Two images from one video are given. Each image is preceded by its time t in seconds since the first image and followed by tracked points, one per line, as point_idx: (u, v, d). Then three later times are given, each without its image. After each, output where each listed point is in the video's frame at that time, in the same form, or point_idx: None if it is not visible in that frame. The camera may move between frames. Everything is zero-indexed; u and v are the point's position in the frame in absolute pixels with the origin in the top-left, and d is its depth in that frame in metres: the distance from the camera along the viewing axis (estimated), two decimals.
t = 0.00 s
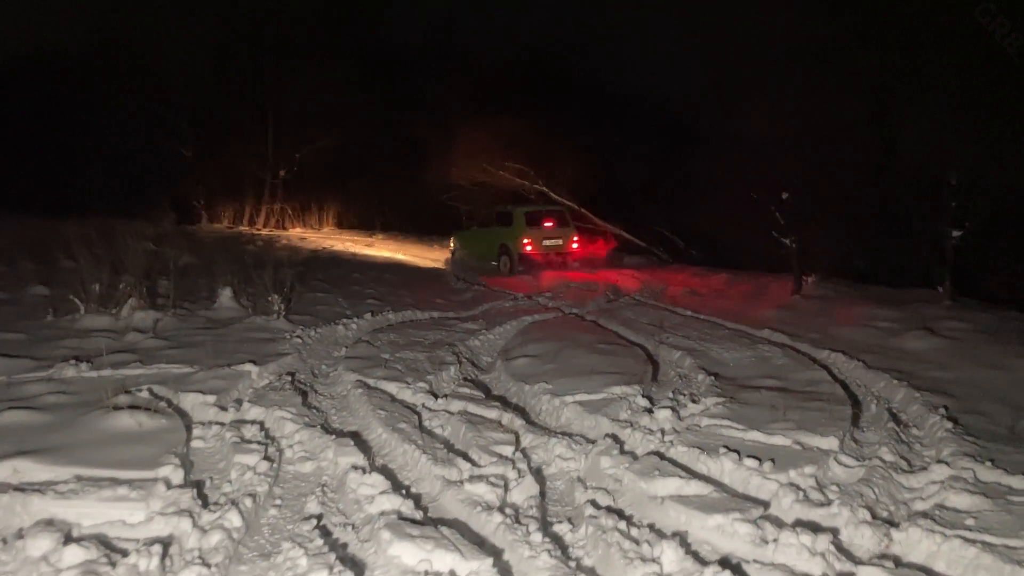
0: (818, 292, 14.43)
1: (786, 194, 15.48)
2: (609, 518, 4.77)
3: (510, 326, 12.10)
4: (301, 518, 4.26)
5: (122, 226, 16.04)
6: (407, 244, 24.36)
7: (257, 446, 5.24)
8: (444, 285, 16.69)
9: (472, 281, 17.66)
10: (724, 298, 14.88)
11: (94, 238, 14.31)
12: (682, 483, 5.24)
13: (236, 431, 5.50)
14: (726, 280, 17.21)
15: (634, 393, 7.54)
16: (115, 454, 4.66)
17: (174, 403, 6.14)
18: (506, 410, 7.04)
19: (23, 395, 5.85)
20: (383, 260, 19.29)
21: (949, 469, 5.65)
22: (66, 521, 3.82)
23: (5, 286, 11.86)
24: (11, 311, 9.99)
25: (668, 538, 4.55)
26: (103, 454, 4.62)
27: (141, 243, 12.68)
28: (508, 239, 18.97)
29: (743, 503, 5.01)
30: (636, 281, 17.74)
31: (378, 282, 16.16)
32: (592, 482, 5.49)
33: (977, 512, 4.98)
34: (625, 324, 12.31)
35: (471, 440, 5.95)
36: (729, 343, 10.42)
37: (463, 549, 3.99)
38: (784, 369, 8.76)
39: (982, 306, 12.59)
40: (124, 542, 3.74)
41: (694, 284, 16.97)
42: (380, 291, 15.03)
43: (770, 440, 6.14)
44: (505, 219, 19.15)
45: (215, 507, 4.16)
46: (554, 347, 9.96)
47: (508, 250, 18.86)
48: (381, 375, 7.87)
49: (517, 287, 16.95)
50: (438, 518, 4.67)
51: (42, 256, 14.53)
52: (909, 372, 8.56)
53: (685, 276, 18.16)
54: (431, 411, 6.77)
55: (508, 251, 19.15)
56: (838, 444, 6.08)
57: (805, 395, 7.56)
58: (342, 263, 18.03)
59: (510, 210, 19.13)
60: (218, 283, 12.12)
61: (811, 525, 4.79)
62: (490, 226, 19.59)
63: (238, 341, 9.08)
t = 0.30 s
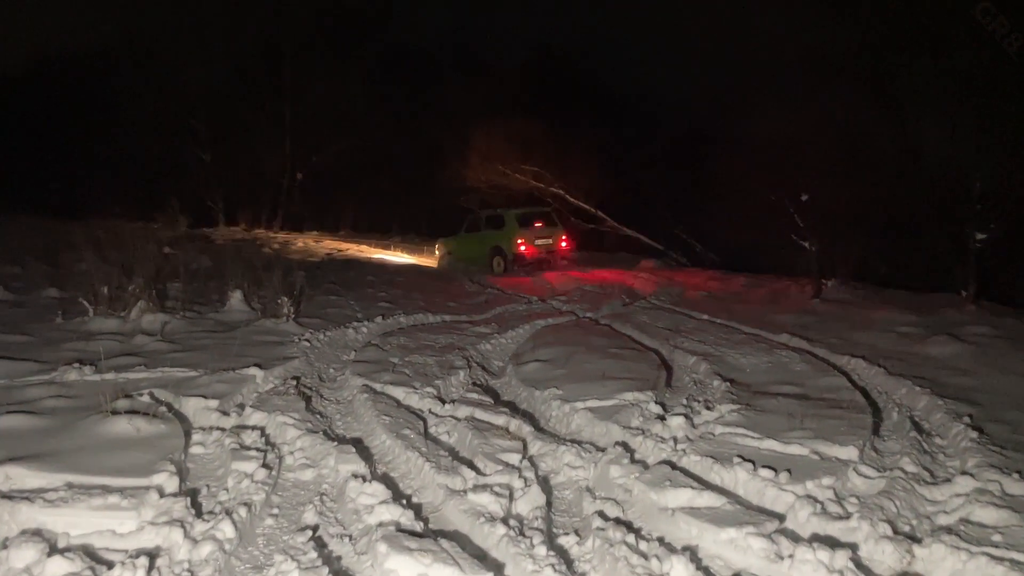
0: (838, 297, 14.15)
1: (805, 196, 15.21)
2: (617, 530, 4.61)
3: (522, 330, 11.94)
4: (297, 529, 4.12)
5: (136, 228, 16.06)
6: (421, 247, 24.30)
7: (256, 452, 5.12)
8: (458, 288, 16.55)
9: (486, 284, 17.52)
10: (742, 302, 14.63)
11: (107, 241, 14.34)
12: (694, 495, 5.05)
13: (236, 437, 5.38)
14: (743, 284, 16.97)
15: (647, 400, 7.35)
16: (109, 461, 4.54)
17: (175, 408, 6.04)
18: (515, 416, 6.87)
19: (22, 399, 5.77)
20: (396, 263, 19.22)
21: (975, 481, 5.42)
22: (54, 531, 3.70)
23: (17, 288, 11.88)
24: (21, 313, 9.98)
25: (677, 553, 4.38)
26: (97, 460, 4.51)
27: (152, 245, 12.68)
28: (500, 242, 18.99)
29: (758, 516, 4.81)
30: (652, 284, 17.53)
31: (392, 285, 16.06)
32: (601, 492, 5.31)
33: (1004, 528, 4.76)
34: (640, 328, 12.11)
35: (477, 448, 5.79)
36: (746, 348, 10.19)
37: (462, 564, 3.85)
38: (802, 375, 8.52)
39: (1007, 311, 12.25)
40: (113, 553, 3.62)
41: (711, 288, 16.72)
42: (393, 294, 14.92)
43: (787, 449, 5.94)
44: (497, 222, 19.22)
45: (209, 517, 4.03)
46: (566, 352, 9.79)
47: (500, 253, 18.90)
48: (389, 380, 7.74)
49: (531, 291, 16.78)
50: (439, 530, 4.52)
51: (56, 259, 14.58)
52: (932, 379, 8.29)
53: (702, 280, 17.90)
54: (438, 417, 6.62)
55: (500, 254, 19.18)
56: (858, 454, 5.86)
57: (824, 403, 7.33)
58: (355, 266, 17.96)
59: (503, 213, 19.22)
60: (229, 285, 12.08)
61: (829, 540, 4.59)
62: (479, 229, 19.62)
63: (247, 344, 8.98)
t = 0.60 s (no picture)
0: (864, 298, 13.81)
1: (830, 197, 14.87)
2: (630, 540, 4.41)
3: (540, 332, 11.75)
4: (293, 537, 3.96)
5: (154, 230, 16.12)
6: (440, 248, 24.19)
7: (258, 456, 4.98)
8: (476, 289, 16.40)
9: (504, 284, 17.35)
10: (765, 304, 14.31)
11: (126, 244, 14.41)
12: (710, 504, 4.84)
13: (238, 440, 5.25)
14: (766, 285, 16.64)
15: (664, 404, 7.12)
16: (107, 463, 4.43)
17: (180, 409, 5.94)
18: (527, 420, 6.69)
19: (27, 399, 5.69)
20: (415, 264, 19.12)
21: (1009, 492, 5.14)
22: (41, 538, 3.58)
23: (35, 288, 11.93)
24: (37, 312, 9.99)
25: (694, 567, 4.17)
26: (96, 463, 4.40)
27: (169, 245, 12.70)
28: (501, 238, 18.88)
29: (778, 528, 4.58)
30: (674, 285, 17.27)
31: (409, 285, 15.95)
32: (614, 500, 5.10)
33: None
34: (659, 330, 11.88)
35: (487, 452, 5.62)
36: (769, 351, 9.91)
37: (463, 573, 3.70)
38: (826, 379, 8.24)
39: None
40: (100, 560, 3.48)
41: (735, 289, 16.41)
42: (411, 294, 14.81)
43: (809, 456, 5.69)
44: (497, 220, 19.17)
45: (204, 523, 3.88)
46: (582, 353, 9.60)
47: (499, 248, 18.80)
48: (399, 382, 7.59)
49: (549, 291, 16.57)
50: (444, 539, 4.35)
51: (75, 258, 14.66)
52: (962, 384, 7.98)
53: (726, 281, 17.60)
54: (448, 420, 6.47)
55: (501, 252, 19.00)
56: (884, 462, 5.59)
57: (848, 408, 7.07)
58: (373, 266, 17.88)
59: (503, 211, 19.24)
60: (245, 285, 12.05)
61: (853, 554, 4.35)
62: (478, 226, 19.57)
63: (259, 344, 8.89)
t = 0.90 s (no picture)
0: (893, 301, 13.47)
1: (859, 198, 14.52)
2: (642, 556, 4.24)
3: (559, 334, 11.57)
4: (290, 549, 3.84)
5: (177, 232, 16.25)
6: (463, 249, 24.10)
7: (261, 463, 4.88)
8: (497, 290, 16.29)
9: (526, 285, 17.23)
10: (792, 307, 14.02)
11: (149, 249, 14.52)
12: (727, 518, 4.64)
13: (243, 445, 5.16)
14: (793, 288, 16.33)
15: (683, 410, 6.91)
16: (106, 468, 4.36)
17: (188, 412, 5.86)
18: (541, 426, 6.52)
19: (35, 400, 5.65)
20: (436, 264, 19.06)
21: None
22: (32, 547, 3.49)
23: (57, 289, 12.05)
24: (58, 312, 10.06)
25: None
26: (96, 469, 4.32)
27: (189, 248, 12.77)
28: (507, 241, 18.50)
29: (798, 545, 4.37)
30: (698, 287, 17.01)
31: (430, 286, 15.90)
32: (628, 511, 4.92)
33: None
34: (681, 333, 11.65)
35: (497, 460, 5.46)
36: (794, 356, 9.64)
37: None
38: (853, 386, 7.97)
39: None
40: (92, 571, 3.38)
41: (760, 292, 16.12)
42: (431, 296, 14.74)
43: (833, 468, 5.47)
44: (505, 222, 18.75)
45: (201, 533, 3.77)
46: (601, 357, 9.41)
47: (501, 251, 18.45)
48: (412, 385, 7.46)
49: (572, 292, 16.40)
50: (448, 551, 4.20)
51: (99, 260, 14.80)
52: (996, 391, 7.67)
53: (751, 283, 17.29)
54: (460, 424, 6.34)
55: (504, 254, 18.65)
56: (913, 474, 5.34)
57: (875, 416, 6.80)
58: (394, 267, 17.85)
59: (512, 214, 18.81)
60: (264, 286, 12.06)
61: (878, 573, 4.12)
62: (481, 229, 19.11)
63: (275, 346, 8.86)
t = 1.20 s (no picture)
0: (926, 302, 13.12)
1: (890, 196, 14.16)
2: (650, 564, 4.11)
3: (580, 334, 11.43)
4: (287, 552, 3.78)
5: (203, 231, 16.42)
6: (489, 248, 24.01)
7: (266, 463, 4.85)
8: (521, 289, 16.18)
9: (550, 284, 17.10)
10: (821, 307, 13.71)
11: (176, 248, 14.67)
12: (739, 525, 4.50)
13: (249, 445, 5.13)
14: (823, 287, 16.00)
15: (701, 413, 6.74)
16: (109, 467, 4.34)
17: (199, 411, 5.86)
18: (555, 428, 6.41)
19: (48, 398, 5.69)
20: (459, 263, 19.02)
21: None
22: (27, 549, 3.47)
23: (84, 286, 12.23)
24: (82, 310, 10.19)
25: None
26: (99, 468, 4.31)
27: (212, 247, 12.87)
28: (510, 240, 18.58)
29: (812, 555, 4.22)
30: (724, 287, 16.74)
31: (454, 285, 15.85)
32: (639, 516, 4.79)
33: None
34: (705, 333, 11.44)
35: (507, 462, 5.36)
36: (820, 357, 9.39)
37: None
38: (878, 389, 7.73)
39: None
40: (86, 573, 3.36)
41: (789, 291, 15.80)
42: (454, 294, 14.68)
43: (853, 474, 5.29)
44: (508, 221, 18.82)
45: (199, 534, 3.73)
46: (620, 357, 9.27)
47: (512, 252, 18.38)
48: (426, 385, 7.39)
49: (596, 292, 16.23)
50: (451, 555, 4.12)
51: (127, 258, 14.96)
52: None
53: (780, 283, 16.94)
54: (472, 426, 6.26)
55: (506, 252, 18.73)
56: (937, 482, 5.14)
57: (899, 421, 6.58)
58: (418, 265, 17.84)
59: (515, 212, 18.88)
60: (285, 285, 12.08)
61: None
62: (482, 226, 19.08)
63: (293, 345, 8.86)
